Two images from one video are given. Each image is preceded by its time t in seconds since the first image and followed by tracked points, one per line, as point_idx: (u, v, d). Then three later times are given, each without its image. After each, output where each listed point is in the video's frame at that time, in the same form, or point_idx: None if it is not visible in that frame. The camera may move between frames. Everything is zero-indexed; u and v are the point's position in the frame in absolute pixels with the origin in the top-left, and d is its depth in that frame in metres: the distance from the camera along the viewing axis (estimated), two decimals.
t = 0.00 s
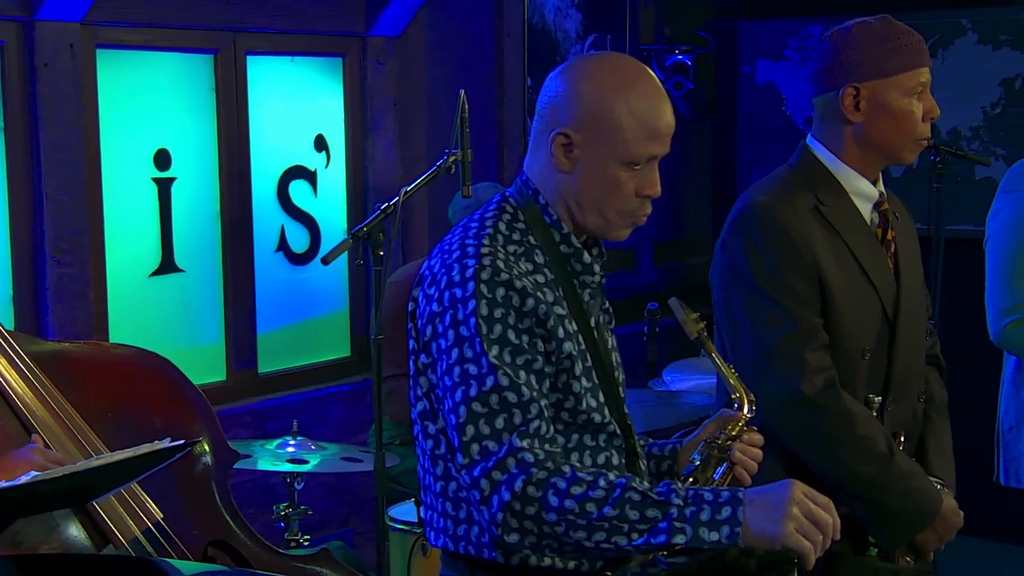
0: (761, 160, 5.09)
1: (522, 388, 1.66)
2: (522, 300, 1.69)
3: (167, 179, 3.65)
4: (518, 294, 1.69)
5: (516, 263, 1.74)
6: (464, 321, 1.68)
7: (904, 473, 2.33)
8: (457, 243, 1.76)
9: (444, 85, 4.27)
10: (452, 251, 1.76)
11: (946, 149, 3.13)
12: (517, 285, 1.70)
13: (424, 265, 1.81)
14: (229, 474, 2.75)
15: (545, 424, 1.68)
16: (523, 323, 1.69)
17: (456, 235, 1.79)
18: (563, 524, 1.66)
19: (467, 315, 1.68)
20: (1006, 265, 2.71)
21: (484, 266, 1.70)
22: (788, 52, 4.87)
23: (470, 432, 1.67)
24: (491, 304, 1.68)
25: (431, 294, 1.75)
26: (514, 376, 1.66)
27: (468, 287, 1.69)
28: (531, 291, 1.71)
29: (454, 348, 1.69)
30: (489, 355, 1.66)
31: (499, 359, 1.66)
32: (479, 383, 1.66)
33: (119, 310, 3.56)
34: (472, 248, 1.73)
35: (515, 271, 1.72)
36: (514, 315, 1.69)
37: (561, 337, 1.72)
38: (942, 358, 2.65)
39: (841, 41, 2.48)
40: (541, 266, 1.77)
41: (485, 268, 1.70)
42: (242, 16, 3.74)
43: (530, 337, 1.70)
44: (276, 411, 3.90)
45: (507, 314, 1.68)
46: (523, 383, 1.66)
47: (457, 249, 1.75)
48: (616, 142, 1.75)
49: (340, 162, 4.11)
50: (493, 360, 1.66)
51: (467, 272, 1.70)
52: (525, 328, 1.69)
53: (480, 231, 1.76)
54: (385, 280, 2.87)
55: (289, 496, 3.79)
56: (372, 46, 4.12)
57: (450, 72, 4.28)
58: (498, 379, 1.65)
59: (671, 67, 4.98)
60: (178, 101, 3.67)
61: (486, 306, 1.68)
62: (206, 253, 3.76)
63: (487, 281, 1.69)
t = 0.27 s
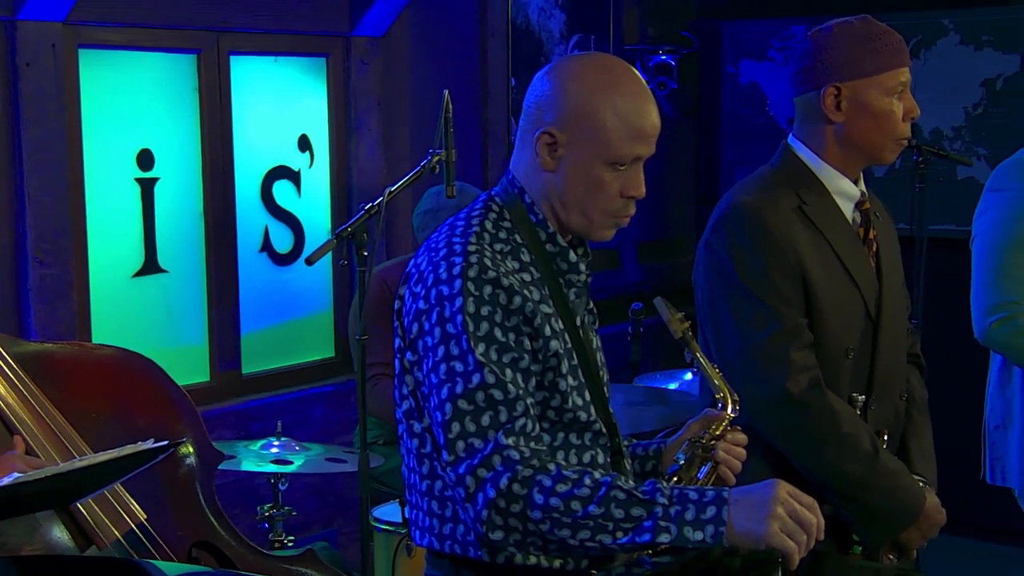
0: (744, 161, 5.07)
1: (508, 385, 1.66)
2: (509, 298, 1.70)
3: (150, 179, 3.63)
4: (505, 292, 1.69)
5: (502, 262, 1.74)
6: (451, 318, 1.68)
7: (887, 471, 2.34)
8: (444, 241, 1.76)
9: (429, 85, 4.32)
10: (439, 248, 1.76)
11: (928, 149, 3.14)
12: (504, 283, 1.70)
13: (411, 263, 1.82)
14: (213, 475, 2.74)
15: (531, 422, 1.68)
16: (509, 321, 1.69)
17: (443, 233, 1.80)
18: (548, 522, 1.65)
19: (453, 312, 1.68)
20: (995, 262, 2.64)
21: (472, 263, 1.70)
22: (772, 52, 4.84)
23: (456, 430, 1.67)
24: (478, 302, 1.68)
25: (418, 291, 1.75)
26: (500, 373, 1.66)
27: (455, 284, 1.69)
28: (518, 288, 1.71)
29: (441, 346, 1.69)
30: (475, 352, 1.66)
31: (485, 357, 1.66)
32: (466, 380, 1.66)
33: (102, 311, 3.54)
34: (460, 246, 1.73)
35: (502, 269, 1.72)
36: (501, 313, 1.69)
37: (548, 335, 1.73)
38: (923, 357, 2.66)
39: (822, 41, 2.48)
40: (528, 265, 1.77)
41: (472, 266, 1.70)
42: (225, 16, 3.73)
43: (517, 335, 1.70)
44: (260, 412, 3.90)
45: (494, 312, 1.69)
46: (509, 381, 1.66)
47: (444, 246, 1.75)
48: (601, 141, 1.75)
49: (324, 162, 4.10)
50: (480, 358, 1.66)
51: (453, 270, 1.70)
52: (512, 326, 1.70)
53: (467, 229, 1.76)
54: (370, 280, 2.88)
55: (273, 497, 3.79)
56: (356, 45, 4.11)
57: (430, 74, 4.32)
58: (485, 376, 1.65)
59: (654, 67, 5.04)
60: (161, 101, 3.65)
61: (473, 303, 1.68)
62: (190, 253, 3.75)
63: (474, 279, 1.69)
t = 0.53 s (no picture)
0: (727, 160, 5.12)
1: (492, 383, 1.66)
2: (493, 297, 1.70)
3: (133, 180, 3.63)
4: (489, 290, 1.69)
5: (486, 261, 1.74)
6: (434, 316, 1.68)
7: (870, 470, 2.34)
8: (428, 240, 1.77)
9: (415, 84, 4.30)
10: (423, 247, 1.76)
11: (910, 150, 3.14)
12: (488, 281, 1.70)
13: (394, 262, 1.82)
14: (197, 477, 2.74)
15: (516, 420, 1.68)
16: (493, 320, 1.69)
17: (427, 232, 1.80)
18: (532, 521, 1.65)
19: (437, 311, 1.68)
20: (981, 261, 2.64)
21: (455, 262, 1.70)
22: (754, 52, 4.90)
23: (440, 428, 1.67)
24: (461, 300, 1.68)
25: (402, 290, 1.75)
26: (485, 371, 1.66)
27: (439, 282, 1.69)
28: (502, 287, 1.71)
29: (425, 344, 1.69)
30: (459, 350, 1.66)
31: (469, 355, 1.66)
32: (450, 379, 1.66)
33: (84, 312, 3.54)
34: (444, 244, 1.73)
35: (486, 268, 1.72)
36: (484, 312, 1.69)
37: (531, 334, 1.72)
38: (903, 357, 2.67)
39: (803, 41, 2.49)
40: (512, 264, 1.77)
41: (456, 264, 1.70)
42: (208, 15, 3.73)
43: (501, 333, 1.70)
44: (244, 412, 3.89)
45: (478, 311, 1.69)
46: (493, 379, 1.66)
47: (428, 245, 1.75)
48: (586, 143, 1.75)
49: (307, 162, 4.10)
50: (464, 356, 1.66)
51: (437, 268, 1.70)
52: (496, 324, 1.69)
53: (451, 228, 1.76)
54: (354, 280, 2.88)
55: (258, 498, 3.78)
56: (340, 45, 4.12)
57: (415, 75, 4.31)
58: (469, 374, 1.65)
59: (638, 68, 4.99)
60: (144, 101, 3.64)
61: (457, 302, 1.68)
62: (173, 252, 3.74)
63: (458, 278, 1.69)
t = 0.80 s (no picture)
0: (711, 160, 5.11)
1: (478, 383, 1.66)
2: (478, 297, 1.69)
3: (116, 180, 3.61)
4: (474, 291, 1.69)
5: (472, 261, 1.74)
6: (420, 316, 1.68)
7: (852, 470, 2.35)
8: (414, 240, 1.77)
9: (398, 85, 4.25)
10: (409, 247, 1.76)
11: (894, 150, 3.15)
12: (473, 282, 1.70)
13: (380, 262, 1.82)
14: (180, 478, 2.73)
15: (501, 421, 1.68)
16: (479, 320, 1.69)
17: (413, 232, 1.80)
18: (517, 521, 1.65)
19: (423, 311, 1.68)
20: (966, 262, 2.61)
21: (441, 262, 1.70)
22: (738, 53, 4.90)
23: (426, 428, 1.67)
24: (447, 301, 1.68)
25: (388, 290, 1.75)
26: (470, 371, 1.66)
27: (424, 283, 1.69)
28: (488, 287, 1.71)
29: (410, 344, 1.69)
30: (445, 350, 1.66)
31: (455, 355, 1.66)
32: (435, 379, 1.66)
33: (66, 313, 3.52)
34: (430, 245, 1.73)
35: (472, 269, 1.72)
36: (470, 312, 1.69)
37: (516, 335, 1.72)
38: (885, 356, 2.68)
39: (786, 42, 2.50)
40: (497, 265, 1.77)
41: (442, 264, 1.70)
42: (192, 15, 3.71)
43: (486, 334, 1.70)
44: (227, 413, 3.88)
45: (463, 311, 1.68)
46: (478, 379, 1.66)
47: (414, 245, 1.75)
48: (576, 146, 1.75)
49: (291, 162, 4.09)
50: (449, 356, 1.66)
51: (423, 268, 1.70)
52: (481, 325, 1.69)
53: (438, 228, 1.77)
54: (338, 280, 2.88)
55: (241, 499, 3.77)
56: (324, 45, 4.12)
57: (401, 71, 4.26)
58: (454, 374, 1.65)
59: (622, 68, 5.05)
60: (127, 101, 3.63)
61: (443, 302, 1.68)
62: (156, 253, 3.73)
63: (443, 278, 1.69)
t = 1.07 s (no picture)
0: (694, 160, 5.12)
1: (462, 384, 1.65)
2: (463, 297, 1.69)
3: (99, 181, 3.60)
4: (458, 291, 1.69)
5: (456, 261, 1.74)
6: (404, 317, 1.68)
7: (836, 469, 2.36)
8: (399, 240, 1.76)
9: (381, 86, 4.28)
10: (393, 247, 1.76)
11: (875, 148, 3.15)
12: (457, 282, 1.70)
13: (364, 262, 1.81)
14: (164, 479, 2.72)
15: (486, 421, 1.68)
16: (463, 320, 1.69)
17: (398, 232, 1.80)
18: (502, 521, 1.65)
19: (407, 311, 1.68)
20: (945, 262, 2.62)
21: (425, 262, 1.70)
22: (722, 53, 4.89)
23: (410, 428, 1.67)
24: (431, 301, 1.68)
25: (372, 289, 1.75)
26: (454, 371, 1.66)
27: (408, 283, 1.69)
28: (472, 287, 1.71)
29: (394, 344, 1.69)
30: (429, 350, 1.66)
31: (439, 355, 1.66)
32: (419, 379, 1.65)
33: (49, 314, 3.51)
34: (414, 245, 1.73)
35: (456, 269, 1.72)
36: (454, 312, 1.69)
37: (501, 335, 1.72)
38: (867, 355, 2.69)
39: (769, 42, 2.50)
40: (482, 265, 1.77)
41: (426, 264, 1.70)
42: (174, 15, 3.70)
43: (470, 333, 1.70)
44: (210, 414, 3.87)
45: (448, 311, 1.68)
46: (463, 379, 1.66)
47: (398, 245, 1.75)
48: (560, 147, 1.75)
49: (275, 162, 4.08)
50: (433, 356, 1.65)
51: (407, 268, 1.70)
52: (465, 325, 1.69)
53: (422, 228, 1.76)
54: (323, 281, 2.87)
55: (225, 500, 3.76)
56: (307, 45, 4.11)
57: (385, 73, 4.29)
58: (439, 375, 1.64)
59: (606, 68, 5.04)
60: (110, 101, 3.62)
61: (427, 302, 1.68)
62: (139, 254, 3.72)
63: (428, 278, 1.69)
